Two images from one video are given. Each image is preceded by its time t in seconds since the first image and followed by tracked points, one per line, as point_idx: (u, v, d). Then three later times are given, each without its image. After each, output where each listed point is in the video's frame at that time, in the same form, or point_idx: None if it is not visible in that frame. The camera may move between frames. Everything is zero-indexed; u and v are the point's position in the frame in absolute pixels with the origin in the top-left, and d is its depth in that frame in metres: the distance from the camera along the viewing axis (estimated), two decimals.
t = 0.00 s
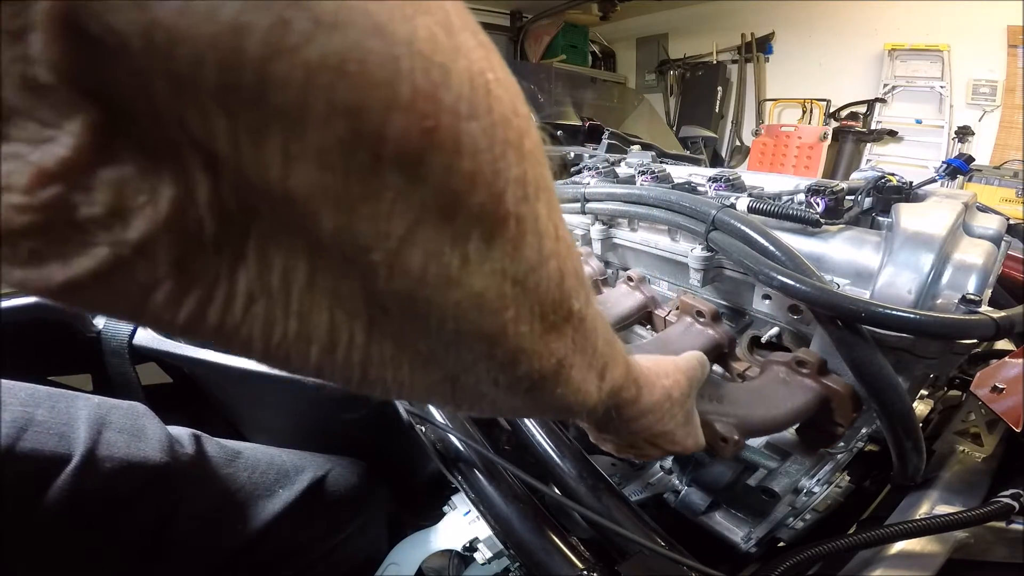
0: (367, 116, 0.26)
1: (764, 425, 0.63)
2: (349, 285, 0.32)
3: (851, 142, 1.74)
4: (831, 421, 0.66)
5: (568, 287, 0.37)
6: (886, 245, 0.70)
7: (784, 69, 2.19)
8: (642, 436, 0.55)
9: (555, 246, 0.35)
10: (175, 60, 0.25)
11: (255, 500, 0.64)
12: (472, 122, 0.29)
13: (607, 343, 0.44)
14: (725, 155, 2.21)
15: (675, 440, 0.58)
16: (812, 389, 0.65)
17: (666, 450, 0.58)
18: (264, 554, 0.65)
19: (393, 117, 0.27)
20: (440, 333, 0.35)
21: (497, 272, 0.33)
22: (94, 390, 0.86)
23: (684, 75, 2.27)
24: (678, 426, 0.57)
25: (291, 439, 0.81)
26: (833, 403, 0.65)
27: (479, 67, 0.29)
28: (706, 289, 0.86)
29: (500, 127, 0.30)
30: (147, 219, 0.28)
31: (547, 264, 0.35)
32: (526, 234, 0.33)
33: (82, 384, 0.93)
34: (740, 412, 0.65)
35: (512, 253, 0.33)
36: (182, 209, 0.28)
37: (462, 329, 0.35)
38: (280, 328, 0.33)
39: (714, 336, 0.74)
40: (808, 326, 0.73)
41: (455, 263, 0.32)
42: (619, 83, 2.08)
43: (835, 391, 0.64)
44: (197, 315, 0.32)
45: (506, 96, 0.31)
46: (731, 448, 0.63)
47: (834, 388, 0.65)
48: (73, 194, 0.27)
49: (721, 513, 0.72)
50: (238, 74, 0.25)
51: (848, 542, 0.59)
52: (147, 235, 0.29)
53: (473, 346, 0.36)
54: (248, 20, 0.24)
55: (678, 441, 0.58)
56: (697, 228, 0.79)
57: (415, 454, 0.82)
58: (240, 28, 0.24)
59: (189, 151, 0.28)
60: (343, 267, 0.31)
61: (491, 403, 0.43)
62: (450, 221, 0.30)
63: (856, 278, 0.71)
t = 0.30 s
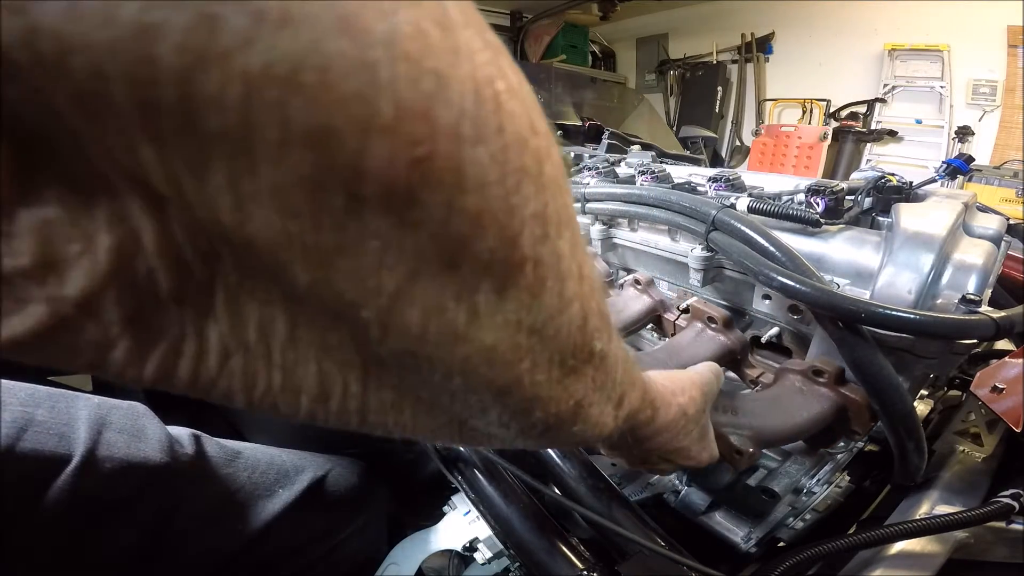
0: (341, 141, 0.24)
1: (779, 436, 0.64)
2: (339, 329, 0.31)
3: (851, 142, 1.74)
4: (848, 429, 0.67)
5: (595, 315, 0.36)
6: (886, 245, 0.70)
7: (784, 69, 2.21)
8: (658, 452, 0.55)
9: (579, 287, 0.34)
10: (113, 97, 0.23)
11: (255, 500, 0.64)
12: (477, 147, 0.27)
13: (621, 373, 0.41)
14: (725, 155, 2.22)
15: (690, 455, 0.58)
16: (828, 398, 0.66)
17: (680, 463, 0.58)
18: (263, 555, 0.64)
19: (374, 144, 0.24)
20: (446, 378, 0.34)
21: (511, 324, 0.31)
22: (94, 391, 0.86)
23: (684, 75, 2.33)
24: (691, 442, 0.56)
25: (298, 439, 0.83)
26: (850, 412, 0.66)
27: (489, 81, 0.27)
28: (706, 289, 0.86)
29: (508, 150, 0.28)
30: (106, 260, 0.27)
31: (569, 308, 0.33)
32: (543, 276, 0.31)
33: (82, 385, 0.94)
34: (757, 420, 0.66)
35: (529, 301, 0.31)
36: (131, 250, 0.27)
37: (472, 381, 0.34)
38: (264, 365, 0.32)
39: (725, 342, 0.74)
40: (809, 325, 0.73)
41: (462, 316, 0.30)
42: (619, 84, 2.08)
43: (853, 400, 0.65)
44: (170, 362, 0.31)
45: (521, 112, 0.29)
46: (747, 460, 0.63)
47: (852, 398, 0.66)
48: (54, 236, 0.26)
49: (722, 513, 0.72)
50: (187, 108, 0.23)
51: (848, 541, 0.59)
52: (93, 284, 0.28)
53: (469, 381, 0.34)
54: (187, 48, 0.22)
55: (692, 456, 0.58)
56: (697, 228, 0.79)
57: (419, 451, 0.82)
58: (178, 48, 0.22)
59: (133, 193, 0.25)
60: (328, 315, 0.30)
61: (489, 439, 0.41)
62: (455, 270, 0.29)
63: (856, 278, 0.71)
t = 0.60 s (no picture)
0: (306, 182, 0.23)
1: (780, 434, 0.64)
2: (322, 355, 0.30)
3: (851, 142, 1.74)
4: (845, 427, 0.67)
5: (581, 307, 0.36)
6: (886, 245, 0.70)
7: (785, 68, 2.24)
8: (652, 443, 0.54)
9: (558, 299, 0.33)
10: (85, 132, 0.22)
11: (255, 500, 0.64)
12: (446, 177, 0.26)
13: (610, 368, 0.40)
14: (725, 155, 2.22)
15: (682, 447, 0.58)
16: (824, 395, 0.66)
17: (674, 455, 0.58)
18: (263, 555, 0.64)
19: (342, 181, 0.24)
20: (430, 389, 0.33)
21: (492, 341, 0.31)
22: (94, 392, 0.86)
23: (684, 75, 2.36)
24: (686, 433, 0.56)
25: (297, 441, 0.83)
26: (847, 410, 0.66)
27: (456, 103, 0.26)
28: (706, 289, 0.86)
29: (482, 171, 0.27)
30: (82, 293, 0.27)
31: (549, 320, 0.32)
32: (522, 289, 0.30)
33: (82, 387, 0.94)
34: (753, 419, 0.65)
35: (506, 318, 0.30)
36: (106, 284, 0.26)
37: (455, 385, 0.33)
38: (252, 392, 0.32)
39: (723, 344, 0.74)
40: (810, 326, 0.73)
41: (441, 339, 0.30)
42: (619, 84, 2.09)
43: (850, 397, 0.65)
44: (158, 388, 0.31)
45: (492, 130, 0.27)
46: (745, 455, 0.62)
47: (848, 395, 0.65)
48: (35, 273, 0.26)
49: (721, 514, 0.72)
50: (174, 148, 0.22)
51: (848, 542, 0.59)
52: (69, 320, 0.27)
53: (453, 393, 0.34)
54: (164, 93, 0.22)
55: (685, 449, 0.58)
56: (697, 228, 0.79)
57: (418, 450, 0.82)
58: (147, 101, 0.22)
59: (103, 233, 0.25)
60: (311, 344, 0.30)
61: (481, 436, 0.41)
62: (432, 295, 0.29)
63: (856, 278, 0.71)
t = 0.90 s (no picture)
0: (395, 204, 0.26)
1: (750, 421, 0.65)
2: (373, 337, 0.31)
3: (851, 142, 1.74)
4: (821, 415, 0.67)
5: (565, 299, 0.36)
6: (886, 245, 0.70)
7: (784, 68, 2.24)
8: (632, 438, 0.54)
9: (555, 294, 0.35)
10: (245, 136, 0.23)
11: (256, 499, 0.64)
12: (485, 204, 0.29)
13: (594, 362, 0.41)
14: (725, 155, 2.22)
15: (661, 439, 0.58)
16: (796, 384, 0.66)
17: (654, 447, 0.58)
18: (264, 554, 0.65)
19: (419, 207, 0.27)
20: (453, 361, 0.34)
21: (504, 324, 0.33)
22: (95, 391, 0.86)
23: (683, 75, 2.39)
24: (666, 426, 0.57)
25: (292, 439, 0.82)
26: (819, 398, 0.65)
27: (492, 145, 0.29)
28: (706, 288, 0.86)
29: (511, 201, 0.30)
30: (193, 283, 0.26)
31: (547, 311, 0.34)
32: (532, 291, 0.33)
33: (83, 386, 0.94)
34: (726, 407, 0.66)
35: (519, 309, 0.33)
36: (222, 277, 0.27)
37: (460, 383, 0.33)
38: (306, 372, 0.32)
39: (704, 334, 0.74)
40: (809, 326, 0.73)
41: (467, 319, 0.32)
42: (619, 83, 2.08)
43: (822, 387, 0.65)
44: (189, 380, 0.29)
45: (515, 167, 0.31)
46: (719, 445, 0.65)
47: (820, 383, 0.65)
48: (125, 261, 0.25)
49: (722, 513, 0.72)
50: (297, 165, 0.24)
51: (848, 542, 0.59)
52: (184, 299, 0.27)
53: (471, 364, 0.34)
54: (281, 119, 0.23)
55: (663, 441, 0.58)
56: (697, 228, 0.79)
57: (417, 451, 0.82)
58: (280, 124, 0.23)
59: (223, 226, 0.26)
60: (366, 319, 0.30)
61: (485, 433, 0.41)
62: (464, 289, 0.31)
63: (856, 278, 0.71)
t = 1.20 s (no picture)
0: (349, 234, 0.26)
1: (753, 424, 0.65)
2: (347, 357, 0.32)
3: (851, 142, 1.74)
4: (826, 418, 0.66)
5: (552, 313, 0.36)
6: (886, 245, 0.69)
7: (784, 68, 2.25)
8: (635, 441, 0.55)
9: (533, 315, 0.33)
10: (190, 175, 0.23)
11: (254, 499, 0.64)
12: (448, 232, 0.28)
13: (589, 373, 0.40)
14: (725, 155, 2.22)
15: (665, 442, 0.58)
16: (801, 387, 0.66)
17: (657, 451, 0.58)
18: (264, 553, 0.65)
19: (376, 239, 0.26)
20: (428, 382, 0.34)
21: (478, 347, 0.32)
22: (95, 391, 0.86)
23: (684, 75, 2.38)
24: (669, 430, 0.57)
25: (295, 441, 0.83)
26: (826, 400, 0.65)
27: (456, 170, 0.28)
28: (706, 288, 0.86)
29: (480, 227, 0.29)
30: (158, 311, 0.27)
31: (526, 332, 0.33)
32: (516, 297, 0.33)
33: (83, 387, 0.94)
34: (730, 410, 0.67)
35: (495, 332, 0.32)
36: (187, 306, 0.27)
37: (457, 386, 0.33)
38: (284, 388, 0.33)
39: (708, 334, 0.74)
40: (810, 326, 0.73)
41: (437, 344, 0.31)
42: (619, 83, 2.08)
43: (827, 389, 0.64)
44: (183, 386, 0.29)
45: (484, 191, 0.29)
46: (723, 448, 0.65)
47: (825, 386, 0.64)
48: (93, 291, 0.26)
49: (722, 513, 0.72)
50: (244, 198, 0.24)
51: (848, 542, 0.59)
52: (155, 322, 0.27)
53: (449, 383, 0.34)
54: (227, 151, 0.23)
55: (666, 445, 0.58)
56: (697, 228, 0.79)
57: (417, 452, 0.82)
58: (220, 161, 0.23)
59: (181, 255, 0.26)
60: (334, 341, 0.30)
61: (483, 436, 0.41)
62: (433, 313, 0.30)
63: (856, 278, 0.71)
